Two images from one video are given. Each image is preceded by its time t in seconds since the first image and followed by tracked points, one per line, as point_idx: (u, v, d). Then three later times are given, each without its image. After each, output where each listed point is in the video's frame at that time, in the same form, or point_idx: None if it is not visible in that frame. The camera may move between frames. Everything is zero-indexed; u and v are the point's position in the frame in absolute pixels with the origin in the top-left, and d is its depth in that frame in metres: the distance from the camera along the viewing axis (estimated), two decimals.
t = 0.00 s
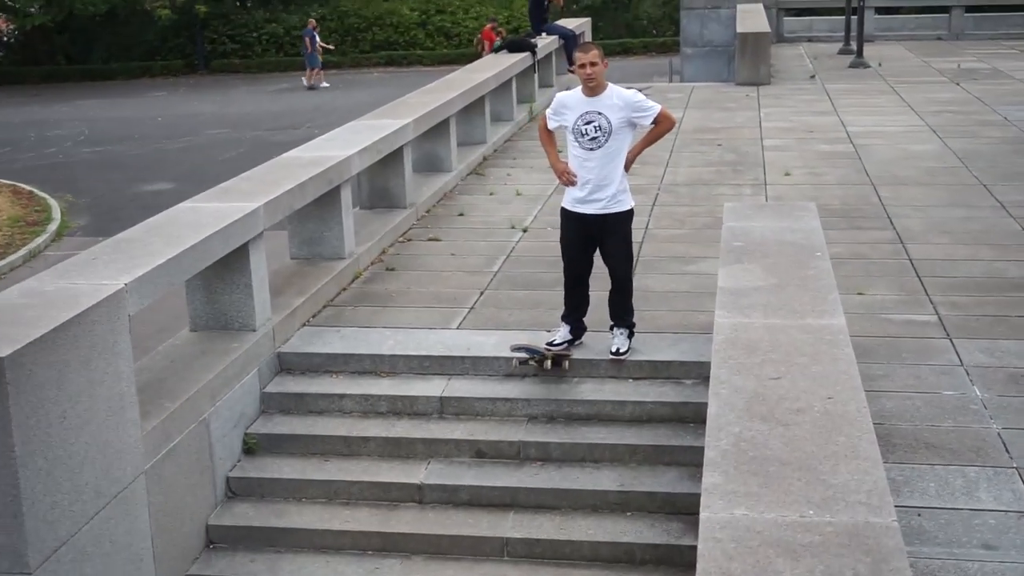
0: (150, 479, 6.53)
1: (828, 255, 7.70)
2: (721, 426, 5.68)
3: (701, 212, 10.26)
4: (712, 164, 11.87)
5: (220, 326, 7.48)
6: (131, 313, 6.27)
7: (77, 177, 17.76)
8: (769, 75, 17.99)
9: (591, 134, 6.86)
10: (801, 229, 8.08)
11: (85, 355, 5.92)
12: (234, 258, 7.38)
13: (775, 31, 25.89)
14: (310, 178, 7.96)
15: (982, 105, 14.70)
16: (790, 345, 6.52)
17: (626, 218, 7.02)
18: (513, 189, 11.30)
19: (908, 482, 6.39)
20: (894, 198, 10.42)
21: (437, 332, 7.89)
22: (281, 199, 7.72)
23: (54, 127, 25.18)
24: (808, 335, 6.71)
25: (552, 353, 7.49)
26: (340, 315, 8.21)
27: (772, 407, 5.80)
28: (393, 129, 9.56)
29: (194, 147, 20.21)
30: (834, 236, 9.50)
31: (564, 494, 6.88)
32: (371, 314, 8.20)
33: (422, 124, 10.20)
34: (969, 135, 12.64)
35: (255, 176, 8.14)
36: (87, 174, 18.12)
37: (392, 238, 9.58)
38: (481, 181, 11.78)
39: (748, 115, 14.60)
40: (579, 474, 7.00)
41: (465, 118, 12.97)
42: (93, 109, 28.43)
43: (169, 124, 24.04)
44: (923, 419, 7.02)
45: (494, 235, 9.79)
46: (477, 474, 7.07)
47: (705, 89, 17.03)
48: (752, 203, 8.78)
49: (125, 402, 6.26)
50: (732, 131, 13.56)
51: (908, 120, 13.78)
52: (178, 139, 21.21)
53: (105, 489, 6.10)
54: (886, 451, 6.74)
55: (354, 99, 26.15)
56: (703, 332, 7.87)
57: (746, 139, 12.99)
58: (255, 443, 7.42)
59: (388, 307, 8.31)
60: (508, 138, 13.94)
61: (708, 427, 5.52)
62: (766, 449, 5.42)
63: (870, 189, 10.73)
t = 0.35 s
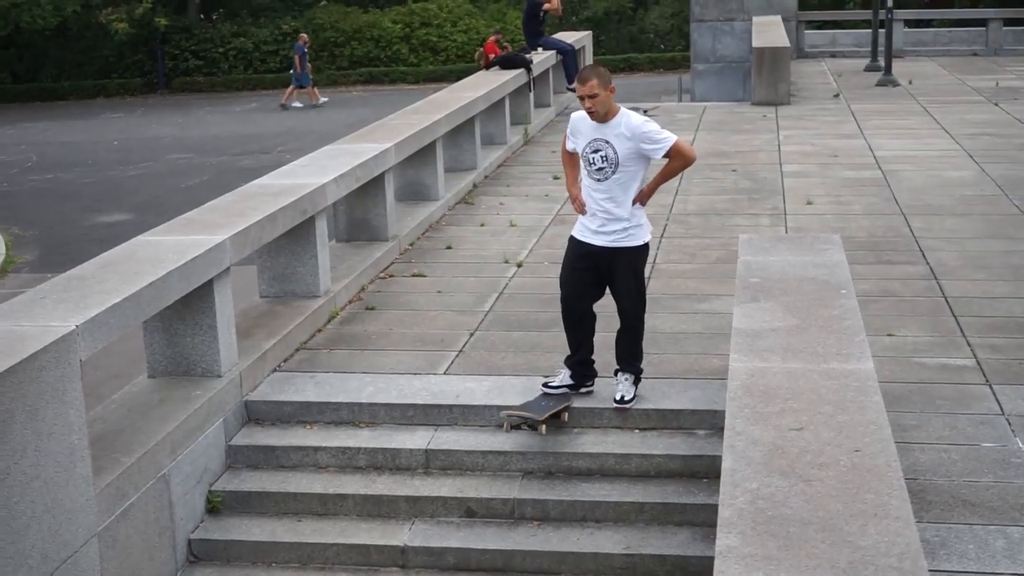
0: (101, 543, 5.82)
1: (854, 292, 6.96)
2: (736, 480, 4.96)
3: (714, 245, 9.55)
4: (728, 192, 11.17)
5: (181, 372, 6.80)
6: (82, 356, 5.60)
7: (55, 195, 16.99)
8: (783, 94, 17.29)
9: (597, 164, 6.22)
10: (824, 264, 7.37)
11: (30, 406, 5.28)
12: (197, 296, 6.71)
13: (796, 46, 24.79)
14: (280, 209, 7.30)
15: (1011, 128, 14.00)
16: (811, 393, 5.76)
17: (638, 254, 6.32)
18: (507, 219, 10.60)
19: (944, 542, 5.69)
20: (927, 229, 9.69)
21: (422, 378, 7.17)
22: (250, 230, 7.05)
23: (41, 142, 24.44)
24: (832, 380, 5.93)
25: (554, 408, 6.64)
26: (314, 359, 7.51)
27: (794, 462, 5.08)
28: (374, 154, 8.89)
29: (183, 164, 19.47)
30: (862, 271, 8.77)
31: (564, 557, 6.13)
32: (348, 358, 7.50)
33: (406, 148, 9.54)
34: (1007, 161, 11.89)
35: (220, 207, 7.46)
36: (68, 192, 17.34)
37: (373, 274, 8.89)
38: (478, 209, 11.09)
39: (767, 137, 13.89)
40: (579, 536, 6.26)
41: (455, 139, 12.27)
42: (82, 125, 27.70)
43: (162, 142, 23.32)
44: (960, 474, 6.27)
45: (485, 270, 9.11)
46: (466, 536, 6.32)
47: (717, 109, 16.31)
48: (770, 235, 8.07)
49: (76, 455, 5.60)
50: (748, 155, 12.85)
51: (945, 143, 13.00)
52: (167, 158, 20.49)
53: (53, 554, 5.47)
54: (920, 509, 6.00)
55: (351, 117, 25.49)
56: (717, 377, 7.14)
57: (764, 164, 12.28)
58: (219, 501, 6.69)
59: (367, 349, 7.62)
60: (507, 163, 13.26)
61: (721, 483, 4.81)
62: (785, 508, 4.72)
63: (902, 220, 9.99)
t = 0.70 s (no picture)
0: (89, 560, 5.43)
1: (897, 300, 6.50)
2: (768, 500, 4.52)
3: (747, 247, 9.11)
4: (761, 192, 10.70)
5: (178, 379, 6.41)
6: (71, 361, 5.23)
7: (64, 186, 16.66)
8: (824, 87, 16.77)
9: (618, 161, 5.81)
10: (865, 269, 6.91)
11: (15, 413, 4.91)
12: (196, 298, 6.32)
13: (836, 38, 24.27)
14: (284, 205, 6.90)
15: None
16: (849, 407, 5.29)
17: (660, 260, 5.87)
18: (525, 220, 10.17)
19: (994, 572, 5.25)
20: (975, 233, 9.20)
21: (432, 387, 6.76)
22: (252, 228, 6.65)
23: (54, 131, 24.13)
24: (872, 394, 5.46)
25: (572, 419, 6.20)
26: (319, 366, 7.10)
27: (833, 482, 4.63)
28: (385, 147, 8.48)
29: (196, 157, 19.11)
30: (905, 277, 8.31)
31: None
32: (355, 365, 7.09)
33: (419, 143, 9.13)
34: None
35: (221, 203, 7.06)
36: (77, 183, 17.00)
37: (383, 276, 8.48)
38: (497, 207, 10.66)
39: (803, 133, 13.41)
40: (599, 558, 5.82)
41: (470, 135, 11.84)
42: (86, 114, 27.38)
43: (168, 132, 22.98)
44: (1010, 496, 5.81)
45: (501, 272, 8.69)
46: (479, 557, 5.89)
47: (750, 104, 15.82)
48: (807, 237, 7.62)
49: (65, 466, 5.22)
50: (782, 153, 12.37)
51: (993, 141, 12.50)
52: (179, 150, 20.13)
53: (39, 570, 5.10)
54: (965, 532, 5.56)
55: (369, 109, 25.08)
56: (751, 389, 6.68)
57: (800, 162, 11.81)
58: (218, 515, 6.26)
59: (375, 356, 7.20)
60: (528, 160, 12.83)
61: (753, 503, 4.38)
62: (822, 529, 4.29)
63: (948, 223, 9.52)
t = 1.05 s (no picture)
0: None
1: (885, 312, 6.44)
2: (754, 514, 4.46)
3: (734, 259, 9.05)
4: (749, 202, 10.65)
5: (158, 393, 6.33)
6: (49, 373, 5.15)
7: (47, 196, 16.57)
8: (811, 95, 16.74)
9: (585, 175, 5.72)
10: (852, 280, 6.86)
11: None
12: (177, 310, 6.24)
13: (823, 47, 24.28)
14: (266, 215, 6.83)
15: None
16: (837, 421, 5.23)
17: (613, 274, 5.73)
18: (510, 230, 10.10)
19: None
20: (964, 244, 9.16)
21: (415, 400, 6.70)
22: (234, 239, 6.58)
23: (37, 140, 23.99)
24: (859, 406, 5.41)
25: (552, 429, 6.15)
26: (302, 378, 7.03)
27: (820, 496, 4.57)
28: (368, 156, 8.41)
29: (181, 166, 19.02)
30: (894, 289, 8.26)
31: None
32: (338, 378, 7.02)
33: (404, 151, 9.05)
34: None
35: (202, 213, 6.98)
36: (61, 192, 16.90)
37: (366, 286, 8.41)
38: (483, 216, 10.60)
39: (791, 142, 13.37)
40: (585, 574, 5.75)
41: (455, 143, 11.77)
42: (67, 123, 27.26)
43: (149, 141, 22.85)
44: (998, 510, 5.76)
45: (487, 282, 8.63)
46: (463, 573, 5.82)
47: (737, 112, 15.78)
48: (794, 248, 7.57)
49: (43, 481, 5.15)
50: (770, 162, 12.32)
51: (981, 151, 12.47)
52: (164, 159, 20.03)
53: None
54: (953, 546, 5.51)
55: (354, 117, 24.98)
56: (737, 402, 6.62)
57: (788, 171, 11.77)
58: (199, 530, 6.18)
59: (358, 368, 7.14)
60: (514, 169, 12.76)
61: (740, 518, 4.32)
62: (809, 543, 4.24)
63: (936, 233, 9.48)
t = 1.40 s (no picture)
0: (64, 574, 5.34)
1: (883, 314, 6.44)
2: (752, 514, 4.46)
3: (732, 260, 9.06)
4: (747, 203, 10.66)
5: (156, 392, 6.33)
6: (47, 372, 5.15)
7: (46, 195, 16.59)
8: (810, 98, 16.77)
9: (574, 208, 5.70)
10: (851, 282, 6.87)
11: None
12: (175, 308, 6.25)
13: (822, 48, 24.33)
14: (264, 215, 6.83)
15: None
16: (835, 422, 5.23)
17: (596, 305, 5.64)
18: (509, 230, 10.11)
19: None
20: (962, 246, 9.16)
21: (413, 400, 6.70)
22: (232, 238, 6.58)
23: (35, 140, 24.03)
24: (857, 408, 5.40)
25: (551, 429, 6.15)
26: (299, 377, 7.04)
27: (818, 497, 4.57)
28: (367, 156, 8.41)
29: (179, 166, 19.02)
30: (892, 291, 8.27)
31: None
32: (336, 377, 7.02)
33: (402, 152, 9.06)
34: None
35: (200, 213, 6.99)
36: (61, 191, 16.92)
37: (365, 287, 8.41)
38: (481, 216, 10.61)
39: (789, 144, 13.38)
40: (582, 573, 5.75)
41: (454, 144, 11.79)
42: (66, 122, 27.29)
43: (146, 140, 22.87)
44: (996, 511, 5.76)
45: (485, 282, 8.64)
46: (460, 572, 5.82)
47: (736, 114, 15.79)
48: (793, 249, 7.58)
49: (41, 479, 5.15)
50: (769, 163, 12.33)
51: (979, 153, 12.48)
52: (162, 158, 20.07)
53: None
54: (950, 547, 5.50)
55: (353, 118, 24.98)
56: (734, 403, 6.62)
57: (787, 173, 11.78)
58: (196, 529, 6.18)
59: (357, 368, 7.14)
60: (513, 170, 12.77)
61: (737, 518, 4.32)
62: (807, 544, 4.23)
63: (934, 234, 9.48)
